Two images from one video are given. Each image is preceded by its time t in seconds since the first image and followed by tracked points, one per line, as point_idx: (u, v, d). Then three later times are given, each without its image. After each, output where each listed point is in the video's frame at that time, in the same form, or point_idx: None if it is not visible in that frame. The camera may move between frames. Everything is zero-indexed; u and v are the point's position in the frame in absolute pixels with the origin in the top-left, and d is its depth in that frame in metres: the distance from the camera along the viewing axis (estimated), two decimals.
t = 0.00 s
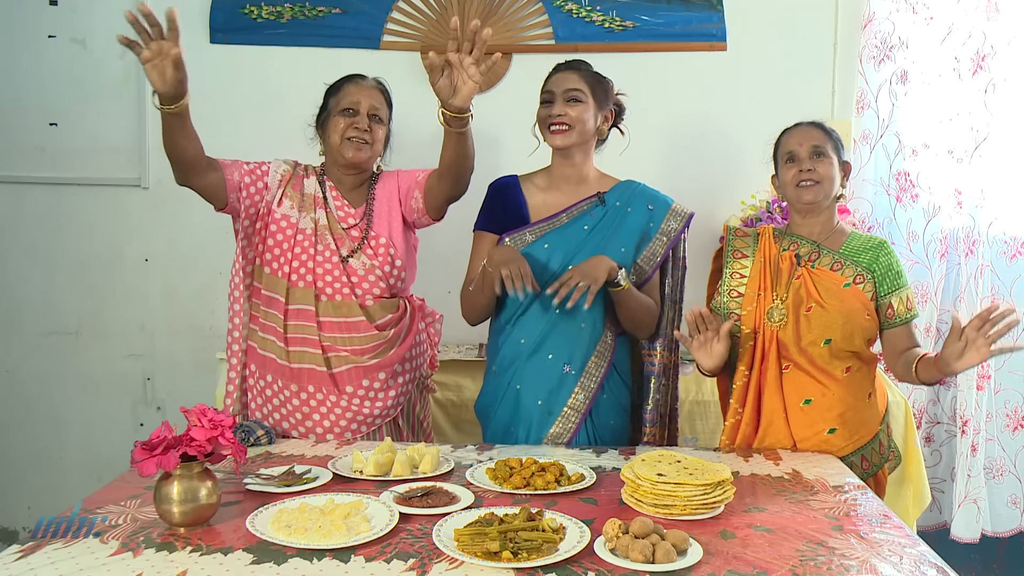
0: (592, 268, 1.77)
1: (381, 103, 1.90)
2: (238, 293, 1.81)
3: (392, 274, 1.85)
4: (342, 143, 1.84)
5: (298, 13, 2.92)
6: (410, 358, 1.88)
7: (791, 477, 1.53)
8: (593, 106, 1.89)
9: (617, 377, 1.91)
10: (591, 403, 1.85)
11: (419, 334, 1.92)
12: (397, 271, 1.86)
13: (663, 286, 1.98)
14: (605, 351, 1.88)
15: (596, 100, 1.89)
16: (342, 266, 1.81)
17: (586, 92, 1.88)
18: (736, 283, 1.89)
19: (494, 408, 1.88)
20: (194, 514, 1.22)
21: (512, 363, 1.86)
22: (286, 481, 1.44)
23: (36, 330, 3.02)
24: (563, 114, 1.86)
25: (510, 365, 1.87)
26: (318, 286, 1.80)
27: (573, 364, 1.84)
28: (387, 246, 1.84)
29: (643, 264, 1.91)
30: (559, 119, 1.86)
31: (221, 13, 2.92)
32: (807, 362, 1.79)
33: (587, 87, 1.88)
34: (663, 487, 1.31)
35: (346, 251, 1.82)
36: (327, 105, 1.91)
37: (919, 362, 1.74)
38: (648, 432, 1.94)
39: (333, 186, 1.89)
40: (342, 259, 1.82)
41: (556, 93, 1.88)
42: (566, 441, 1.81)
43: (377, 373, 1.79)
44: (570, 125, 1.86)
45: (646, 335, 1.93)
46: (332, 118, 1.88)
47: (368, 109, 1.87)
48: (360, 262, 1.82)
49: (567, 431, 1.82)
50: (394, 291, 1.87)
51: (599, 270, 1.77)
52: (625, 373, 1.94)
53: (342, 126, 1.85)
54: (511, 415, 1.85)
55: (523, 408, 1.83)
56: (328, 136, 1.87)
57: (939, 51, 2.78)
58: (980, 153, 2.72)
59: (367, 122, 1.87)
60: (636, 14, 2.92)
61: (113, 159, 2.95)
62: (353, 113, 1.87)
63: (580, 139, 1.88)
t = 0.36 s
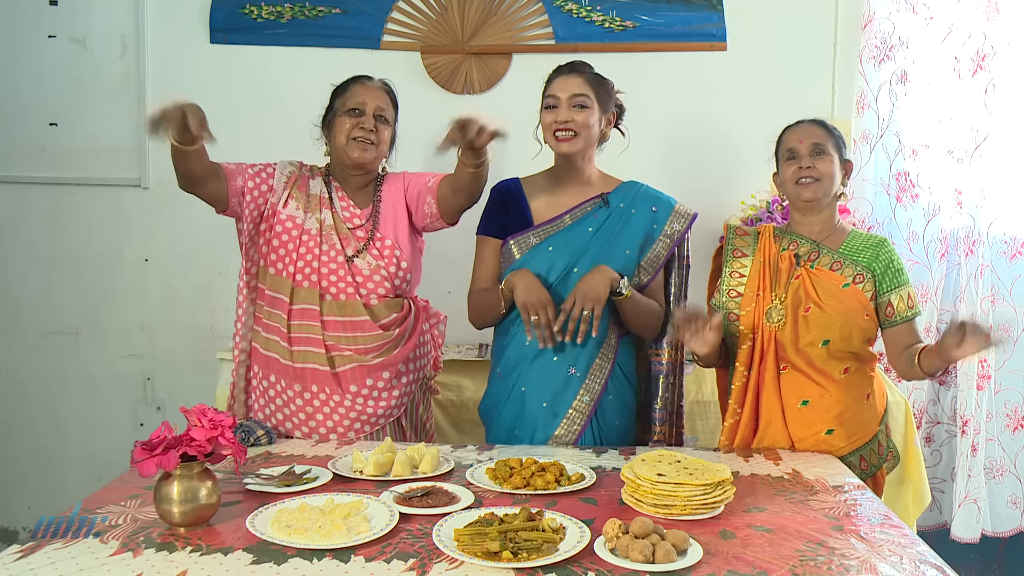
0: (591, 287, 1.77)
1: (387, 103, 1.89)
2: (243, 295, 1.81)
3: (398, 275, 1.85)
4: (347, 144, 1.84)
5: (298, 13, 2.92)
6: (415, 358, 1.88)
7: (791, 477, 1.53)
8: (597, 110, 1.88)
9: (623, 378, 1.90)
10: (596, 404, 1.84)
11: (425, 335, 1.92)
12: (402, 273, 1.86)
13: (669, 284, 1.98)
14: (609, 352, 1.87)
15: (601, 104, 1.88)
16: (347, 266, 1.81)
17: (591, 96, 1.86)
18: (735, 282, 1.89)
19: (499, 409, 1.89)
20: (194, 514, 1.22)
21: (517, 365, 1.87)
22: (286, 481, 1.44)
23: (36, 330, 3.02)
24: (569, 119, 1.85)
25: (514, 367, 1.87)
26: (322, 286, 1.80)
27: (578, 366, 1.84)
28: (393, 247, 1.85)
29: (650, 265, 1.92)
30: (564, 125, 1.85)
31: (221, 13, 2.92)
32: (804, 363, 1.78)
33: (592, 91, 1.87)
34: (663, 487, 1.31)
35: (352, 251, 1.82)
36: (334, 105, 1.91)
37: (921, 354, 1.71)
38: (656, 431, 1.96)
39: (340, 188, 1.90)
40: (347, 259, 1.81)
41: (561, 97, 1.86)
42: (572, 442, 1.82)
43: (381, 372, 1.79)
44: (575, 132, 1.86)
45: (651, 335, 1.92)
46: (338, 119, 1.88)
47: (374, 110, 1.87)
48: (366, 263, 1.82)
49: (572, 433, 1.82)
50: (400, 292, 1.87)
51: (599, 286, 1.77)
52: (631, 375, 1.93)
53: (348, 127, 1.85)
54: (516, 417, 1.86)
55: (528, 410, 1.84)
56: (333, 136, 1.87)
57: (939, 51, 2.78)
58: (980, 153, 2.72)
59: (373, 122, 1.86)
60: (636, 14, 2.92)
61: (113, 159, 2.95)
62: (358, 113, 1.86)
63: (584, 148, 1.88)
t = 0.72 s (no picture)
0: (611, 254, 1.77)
1: (390, 104, 1.90)
2: (247, 296, 1.81)
3: (401, 276, 1.85)
4: (351, 144, 1.84)
5: (298, 13, 2.92)
6: (417, 359, 1.88)
7: (791, 477, 1.54)
8: (594, 109, 1.88)
9: (622, 379, 1.90)
10: (596, 403, 1.84)
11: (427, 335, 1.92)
12: (405, 274, 1.86)
13: (669, 284, 1.98)
14: (608, 351, 1.86)
15: (597, 103, 1.88)
16: (350, 266, 1.80)
17: (587, 95, 1.86)
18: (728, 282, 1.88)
19: (498, 407, 1.88)
20: (194, 514, 1.22)
21: (516, 363, 1.86)
22: (286, 481, 1.44)
23: (36, 330, 3.02)
24: (565, 120, 1.85)
25: (514, 365, 1.87)
26: (325, 287, 1.80)
27: (578, 364, 1.84)
28: (396, 248, 1.84)
29: (648, 265, 1.90)
30: (561, 125, 1.85)
31: (221, 13, 2.92)
32: (798, 361, 1.79)
33: (587, 90, 1.87)
34: (663, 487, 1.31)
35: (354, 252, 1.82)
36: (337, 106, 1.91)
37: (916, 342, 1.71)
38: (654, 431, 1.96)
39: (343, 187, 1.89)
40: (350, 259, 1.81)
41: (557, 98, 1.85)
42: (571, 441, 1.81)
43: (384, 373, 1.79)
44: (571, 133, 1.86)
45: (651, 334, 1.92)
46: (342, 119, 1.88)
47: (378, 110, 1.87)
48: (368, 264, 1.81)
49: (571, 433, 1.81)
50: (403, 293, 1.87)
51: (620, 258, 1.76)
52: (630, 374, 1.93)
53: (351, 127, 1.85)
54: (515, 415, 1.85)
55: (528, 408, 1.83)
56: (337, 136, 1.87)
57: (939, 51, 2.79)
58: (980, 153, 2.73)
59: (377, 123, 1.86)
60: (636, 14, 2.92)
61: (113, 159, 2.95)
62: (362, 113, 1.86)
63: (583, 145, 1.88)
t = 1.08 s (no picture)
0: (628, 256, 1.78)
1: (393, 105, 1.90)
2: (248, 296, 1.81)
3: (401, 277, 1.85)
4: (353, 144, 1.83)
5: (298, 13, 2.92)
6: (418, 359, 1.88)
7: (791, 477, 1.54)
8: (590, 107, 1.88)
9: (620, 379, 1.90)
10: (594, 404, 1.84)
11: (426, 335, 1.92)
12: (405, 274, 1.86)
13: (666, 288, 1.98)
14: (606, 353, 1.86)
15: (593, 102, 1.88)
16: (351, 266, 1.81)
17: (583, 93, 1.87)
18: (717, 288, 1.87)
19: (496, 409, 1.88)
20: (194, 514, 1.22)
21: (515, 364, 1.86)
22: (286, 481, 1.44)
23: (36, 330, 3.02)
24: (560, 117, 1.85)
25: (512, 366, 1.87)
26: (326, 287, 1.80)
27: (576, 364, 1.84)
28: (397, 248, 1.84)
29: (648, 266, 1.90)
30: (556, 123, 1.85)
31: (221, 13, 2.92)
32: (790, 368, 1.78)
33: (584, 89, 1.87)
34: (662, 488, 1.31)
35: (355, 252, 1.82)
36: (340, 107, 1.91)
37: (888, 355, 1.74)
38: (649, 432, 1.95)
39: (344, 188, 1.89)
40: (351, 259, 1.81)
41: (553, 95, 1.86)
42: (569, 442, 1.81)
43: (384, 375, 1.79)
44: (566, 130, 1.85)
45: (649, 336, 1.91)
46: (344, 119, 1.88)
47: (380, 111, 1.87)
48: (369, 263, 1.81)
49: (569, 433, 1.82)
50: (403, 294, 1.87)
51: (635, 258, 1.78)
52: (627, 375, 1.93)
53: (354, 127, 1.85)
54: (513, 417, 1.85)
55: (526, 408, 1.83)
56: (339, 137, 1.87)
57: (939, 51, 2.79)
58: (980, 153, 2.74)
59: (379, 123, 1.87)
60: (636, 14, 2.92)
61: (114, 159, 2.95)
62: (364, 114, 1.87)
63: (577, 143, 1.88)
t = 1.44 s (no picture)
0: (626, 270, 1.77)
1: (390, 105, 1.90)
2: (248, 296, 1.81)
3: (399, 276, 1.85)
4: (350, 145, 1.84)
5: (298, 13, 2.92)
6: (417, 357, 1.88)
7: (791, 477, 1.54)
8: (586, 105, 1.88)
9: (621, 381, 1.90)
10: (595, 405, 1.84)
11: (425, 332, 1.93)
12: (404, 273, 1.87)
13: (668, 284, 1.96)
14: (608, 354, 1.86)
15: (589, 100, 1.89)
16: (349, 265, 1.81)
17: (578, 91, 1.87)
18: (711, 287, 1.86)
19: (497, 409, 1.89)
20: (194, 514, 1.22)
21: (515, 365, 1.86)
22: (286, 480, 1.44)
23: (36, 330, 3.02)
24: (555, 116, 1.86)
25: (513, 367, 1.86)
26: (325, 286, 1.80)
27: (577, 366, 1.84)
28: (395, 248, 1.85)
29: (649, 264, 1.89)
30: (551, 122, 1.87)
31: (221, 13, 2.92)
32: (787, 366, 1.77)
33: (579, 86, 1.88)
34: (662, 487, 1.31)
35: (354, 251, 1.82)
36: (337, 107, 1.91)
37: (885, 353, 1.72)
38: (653, 430, 1.95)
39: (343, 187, 1.89)
40: (350, 258, 1.81)
41: (548, 94, 1.87)
42: (570, 443, 1.82)
43: (383, 373, 1.79)
44: (561, 129, 1.87)
45: (651, 336, 1.91)
46: (341, 120, 1.88)
47: (377, 111, 1.87)
48: (367, 263, 1.82)
49: (571, 434, 1.82)
50: (401, 293, 1.87)
51: (634, 270, 1.77)
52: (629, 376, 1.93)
53: (351, 127, 1.85)
54: (514, 417, 1.85)
55: (527, 410, 1.83)
56: (337, 137, 1.87)
57: (939, 51, 2.79)
58: (980, 153, 2.74)
59: (376, 124, 1.86)
60: (636, 14, 2.92)
61: (114, 158, 2.95)
62: (361, 114, 1.87)
63: (573, 142, 1.89)
